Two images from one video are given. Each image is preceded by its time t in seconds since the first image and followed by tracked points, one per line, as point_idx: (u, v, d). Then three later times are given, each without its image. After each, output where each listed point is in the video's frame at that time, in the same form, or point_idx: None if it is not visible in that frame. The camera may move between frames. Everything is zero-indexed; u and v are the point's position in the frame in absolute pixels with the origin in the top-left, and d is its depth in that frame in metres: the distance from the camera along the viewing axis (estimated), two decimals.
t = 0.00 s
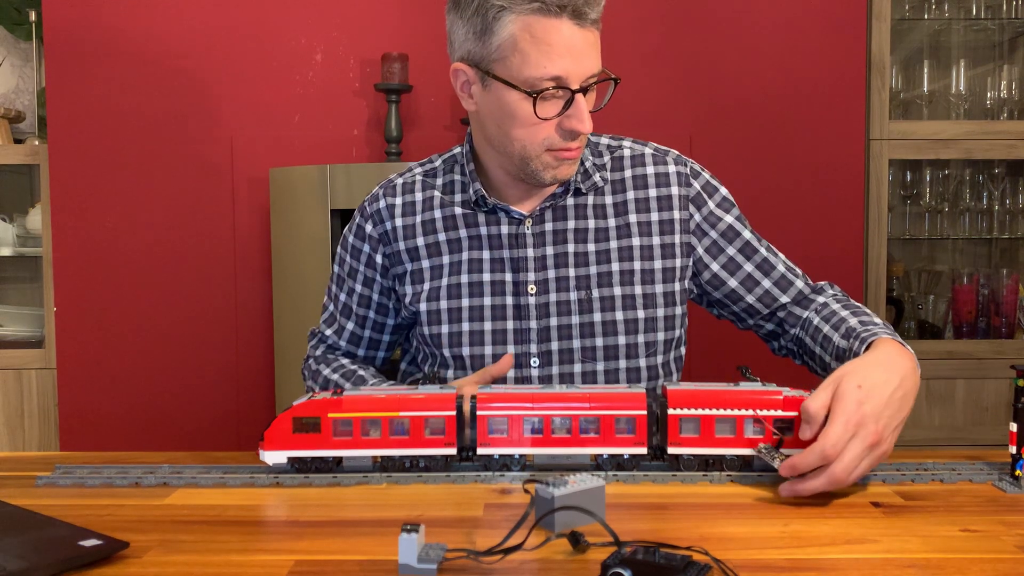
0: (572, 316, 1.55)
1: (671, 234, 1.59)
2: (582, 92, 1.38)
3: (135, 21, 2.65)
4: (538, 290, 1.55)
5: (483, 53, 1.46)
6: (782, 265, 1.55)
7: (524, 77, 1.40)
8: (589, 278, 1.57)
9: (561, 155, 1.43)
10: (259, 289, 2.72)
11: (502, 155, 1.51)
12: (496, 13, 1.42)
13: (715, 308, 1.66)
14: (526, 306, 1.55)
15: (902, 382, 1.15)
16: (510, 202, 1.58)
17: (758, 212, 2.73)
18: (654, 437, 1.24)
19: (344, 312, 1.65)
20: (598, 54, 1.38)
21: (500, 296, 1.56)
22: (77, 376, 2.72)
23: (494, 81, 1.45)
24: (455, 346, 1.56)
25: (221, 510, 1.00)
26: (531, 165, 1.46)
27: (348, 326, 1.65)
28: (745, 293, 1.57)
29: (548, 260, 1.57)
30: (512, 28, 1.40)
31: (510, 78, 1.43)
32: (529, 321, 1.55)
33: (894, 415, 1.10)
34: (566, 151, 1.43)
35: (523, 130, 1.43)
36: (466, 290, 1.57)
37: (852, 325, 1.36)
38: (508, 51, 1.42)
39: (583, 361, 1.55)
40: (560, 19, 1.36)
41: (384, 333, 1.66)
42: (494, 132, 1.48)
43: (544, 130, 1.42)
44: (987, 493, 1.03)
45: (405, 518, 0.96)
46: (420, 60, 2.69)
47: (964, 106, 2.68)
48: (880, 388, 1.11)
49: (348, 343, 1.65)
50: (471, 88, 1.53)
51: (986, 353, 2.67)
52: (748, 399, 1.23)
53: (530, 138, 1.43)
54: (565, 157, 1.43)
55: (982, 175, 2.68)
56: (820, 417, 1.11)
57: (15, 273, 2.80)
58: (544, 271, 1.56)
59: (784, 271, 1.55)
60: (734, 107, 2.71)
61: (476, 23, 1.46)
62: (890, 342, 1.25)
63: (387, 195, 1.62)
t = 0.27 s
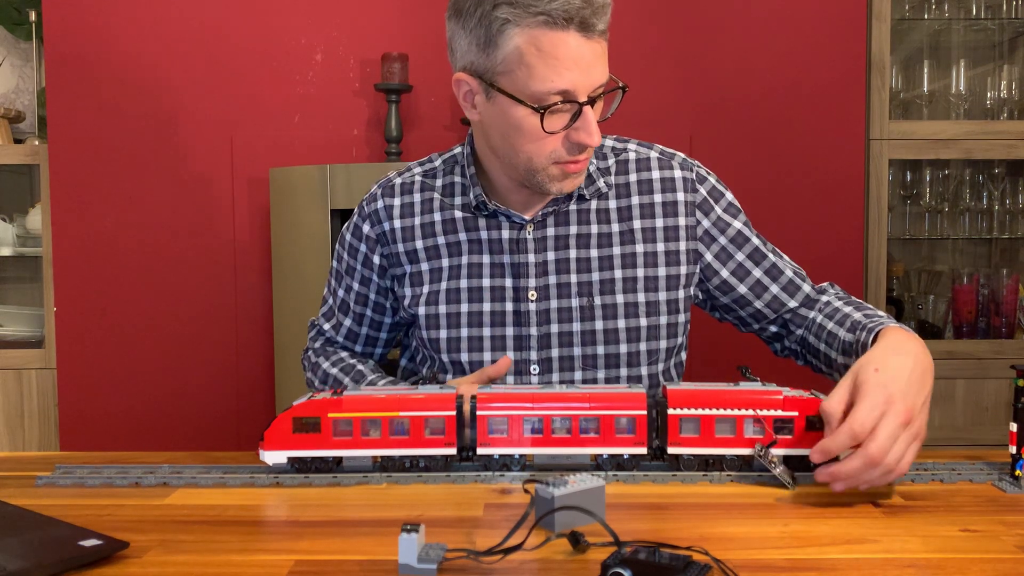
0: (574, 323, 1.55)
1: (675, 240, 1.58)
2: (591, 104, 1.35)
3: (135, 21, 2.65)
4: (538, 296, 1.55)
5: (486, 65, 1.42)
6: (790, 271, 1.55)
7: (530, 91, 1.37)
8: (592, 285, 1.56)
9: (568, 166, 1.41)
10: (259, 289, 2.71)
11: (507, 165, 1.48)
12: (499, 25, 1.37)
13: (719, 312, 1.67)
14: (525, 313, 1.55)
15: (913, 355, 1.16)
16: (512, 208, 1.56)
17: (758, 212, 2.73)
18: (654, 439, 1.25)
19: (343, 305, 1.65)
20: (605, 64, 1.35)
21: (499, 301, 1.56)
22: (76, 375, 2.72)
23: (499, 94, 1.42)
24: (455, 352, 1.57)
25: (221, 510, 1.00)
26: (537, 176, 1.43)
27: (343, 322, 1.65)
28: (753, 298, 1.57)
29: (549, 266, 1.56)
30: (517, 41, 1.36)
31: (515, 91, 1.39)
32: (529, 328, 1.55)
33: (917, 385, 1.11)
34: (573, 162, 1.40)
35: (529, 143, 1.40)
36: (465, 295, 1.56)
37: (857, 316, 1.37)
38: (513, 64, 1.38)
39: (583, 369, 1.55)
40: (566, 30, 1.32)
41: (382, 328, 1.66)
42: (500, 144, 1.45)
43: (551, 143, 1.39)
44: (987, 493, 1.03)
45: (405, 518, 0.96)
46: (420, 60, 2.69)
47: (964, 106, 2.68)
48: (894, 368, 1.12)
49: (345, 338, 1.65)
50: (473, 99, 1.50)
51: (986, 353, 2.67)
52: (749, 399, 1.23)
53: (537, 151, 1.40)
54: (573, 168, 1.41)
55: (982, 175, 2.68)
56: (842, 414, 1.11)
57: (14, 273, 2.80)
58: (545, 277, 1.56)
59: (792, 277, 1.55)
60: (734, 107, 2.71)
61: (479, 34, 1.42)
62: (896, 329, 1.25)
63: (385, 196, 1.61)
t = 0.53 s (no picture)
0: (579, 331, 1.55)
1: (683, 248, 1.58)
2: (603, 122, 1.33)
3: (135, 21, 2.65)
4: (544, 304, 1.55)
5: (496, 83, 1.40)
6: (802, 274, 1.53)
7: (542, 111, 1.35)
8: (598, 293, 1.56)
9: (578, 184, 1.40)
10: (259, 289, 2.71)
11: (515, 179, 1.47)
12: (508, 45, 1.35)
13: (730, 316, 1.66)
14: (530, 320, 1.55)
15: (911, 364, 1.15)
16: (520, 216, 1.55)
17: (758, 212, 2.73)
18: (654, 439, 1.24)
19: (335, 293, 1.65)
20: (616, 81, 1.33)
21: (504, 308, 1.56)
22: (76, 376, 2.72)
23: (509, 112, 1.40)
24: (456, 356, 1.56)
25: (221, 510, 1.00)
26: (547, 193, 1.43)
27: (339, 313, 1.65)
28: (763, 304, 1.56)
29: (555, 273, 1.56)
30: (527, 61, 1.33)
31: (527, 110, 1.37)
32: (532, 336, 1.55)
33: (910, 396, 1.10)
34: (584, 180, 1.39)
35: (539, 161, 1.39)
36: (470, 301, 1.56)
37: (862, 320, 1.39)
38: (524, 84, 1.36)
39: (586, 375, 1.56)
40: (578, 50, 1.30)
41: (377, 316, 1.66)
42: (509, 160, 1.44)
43: (562, 163, 1.37)
44: (988, 493, 1.03)
45: (405, 518, 0.96)
46: (420, 60, 2.69)
47: (964, 106, 2.68)
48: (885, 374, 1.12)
49: (337, 325, 1.66)
50: (480, 114, 1.47)
51: (986, 353, 2.67)
52: (750, 399, 1.22)
53: (547, 169, 1.39)
54: (583, 186, 1.40)
55: (982, 175, 2.68)
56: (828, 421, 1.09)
57: (14, 274, 2.80)
58: (550, 284, 1.56)
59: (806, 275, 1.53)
60: (734, 107, 2.71)
61: (487, 51, 1.39)
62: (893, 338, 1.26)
63: (387, 196, 1.61)
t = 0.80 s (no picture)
0: (583, 338, 1.55)
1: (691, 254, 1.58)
2: (612, 136, 1.32)
3: (135, 21, 2.65)
4: (547, 310, 1.55)
5: (504, 95, 1.38)
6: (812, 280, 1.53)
7: (551, 126, 1.33)
8: (603, 299, 1.56)
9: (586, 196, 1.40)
10: (259, 289, 2.71)
11: (523, 189, 1.46)
12: (518, 58, 1.33)
13: (737, 322, 1.67)
14: (533, 326, 1.55)
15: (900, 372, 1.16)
16: (525, 221, 1.55)
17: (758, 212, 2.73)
18: (654, 439, 1.24)
19: (339, 292, 1.66)
20: (627, 95, 1.31)
21: (507, 313, 1.56)
22: (76, 376, 2.72)
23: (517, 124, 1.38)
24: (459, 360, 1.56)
25: (221, 510, 1.00)
26: (555, 204, 1.43)
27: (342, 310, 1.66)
28: (771, 312, 1.56)
29: (559, 279, 1.56)
30: (537, 76, 1.32)
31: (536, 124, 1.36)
32: (536, 342, 1.55)
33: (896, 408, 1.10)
34: (593, 193, 1.39)
35: (548, 175, 1.38)
36: (474, 306, 1.56)
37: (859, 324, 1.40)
38: (533, 98, 1.34)
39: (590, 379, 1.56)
40: (588, 66, 1.27)
41: (380, 314, 1.67)
42: (517, 170, 1.43)
43: (571, 176, 1.36)
44: (988, 493, 1.03)
45: (405, 518, 0.96)
46: (420, 60, 2.69)
47: (964, 106, 2.68)
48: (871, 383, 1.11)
49: (342, 322, 1.67)
50: (487, 123, 1.46)
51: (986, 353, 2.67)
52: (749, 399, 1.23)
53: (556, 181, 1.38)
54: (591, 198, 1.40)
55: (982, 175, 2.68)
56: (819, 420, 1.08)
57: (14, 273, 2.79)
58: (555, 291, 1.56)
59: (816, 279, 1.53)
60: (734, 107, 2.71)
61: (495, 63, 1.37)
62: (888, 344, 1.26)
63: (390, 197, 1.60)
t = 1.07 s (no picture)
0: (585, 339, 1.55)
1: (695, 257, 1.58)
2: (616, 138, 1.32)
3: (135, 21, 2.65)
4: (550, 311, 1.55)
5: (510, 96, 1.38)
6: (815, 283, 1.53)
7: (555, 127, 1.33)
8: (606, 301, 1.57)
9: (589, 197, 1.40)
10: (259, 289, 2.71)
11: (527, 189, 1.46)
12: (523, 59, 1.33)
13: (739, 324, 1.66)
14: (535, 326, 1.55)
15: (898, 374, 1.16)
16: (527, 221, 1.55)
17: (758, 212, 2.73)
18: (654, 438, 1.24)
19: (342, 289, 1.66)
20: (632, 96, 1.31)
21: (509, 313, 1.56)
22: (77, 375, 2.72)
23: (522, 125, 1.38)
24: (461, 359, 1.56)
25: (221, 510, 1.00)
26: (558, 204, 1.43)
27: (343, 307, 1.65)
28: (774, 315, 1.55)
29: (562, 279, 1.56)
30: (543, 77, 1.31)
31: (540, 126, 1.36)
32: (537, 342, 1.55)
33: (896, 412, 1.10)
34: (596, 194, 1.40)
35: (551, 176, 1.38)
36: (476, 306, 1.56)
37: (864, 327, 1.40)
38: (538, 99, 1.34)
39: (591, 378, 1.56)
40: (593, 68, 1.27)
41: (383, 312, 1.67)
42: (521, 170, 1.43)
43: (574, 177, 1.37)
44: (988, 493, 1.03)
45: (405, 518, 0.96)
46: (420, 60, 2.69)
47: (964, 106, 2.68)
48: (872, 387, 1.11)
49: (344, 320, 1.67)
50: (493, 122, 1.46)
51: (986, 353, 2.67)
52: (749, 399, 1.23)
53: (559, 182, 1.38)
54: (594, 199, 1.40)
55: (982, 175, 2.68)
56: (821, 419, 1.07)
57: (14, 274, 2.79)
58: (558, 291, 1.56)
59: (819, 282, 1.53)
60: (734, 107, 2.71)
61: (501, 64, 1.37)
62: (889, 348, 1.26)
63: (394, 194, 1.60)
